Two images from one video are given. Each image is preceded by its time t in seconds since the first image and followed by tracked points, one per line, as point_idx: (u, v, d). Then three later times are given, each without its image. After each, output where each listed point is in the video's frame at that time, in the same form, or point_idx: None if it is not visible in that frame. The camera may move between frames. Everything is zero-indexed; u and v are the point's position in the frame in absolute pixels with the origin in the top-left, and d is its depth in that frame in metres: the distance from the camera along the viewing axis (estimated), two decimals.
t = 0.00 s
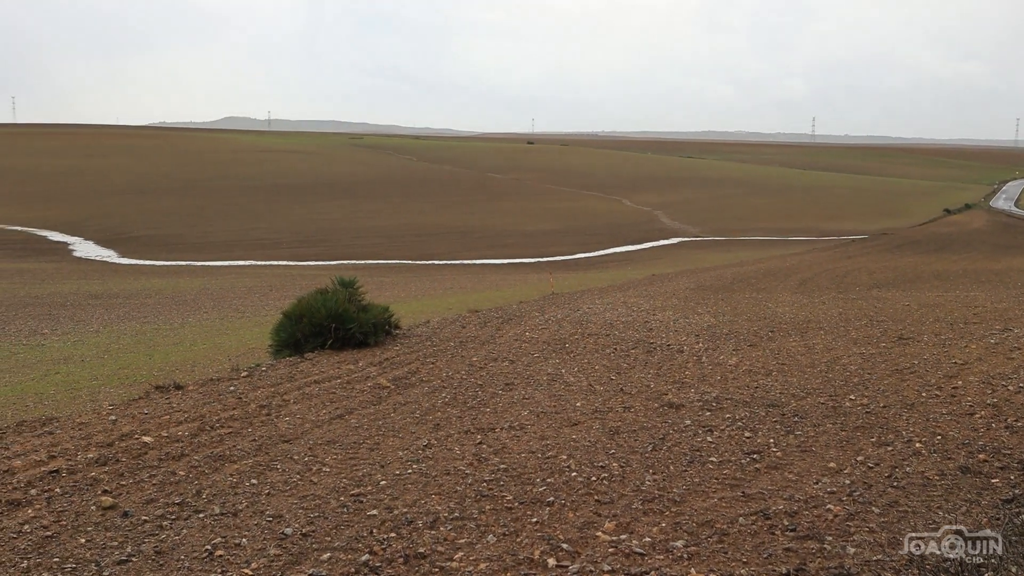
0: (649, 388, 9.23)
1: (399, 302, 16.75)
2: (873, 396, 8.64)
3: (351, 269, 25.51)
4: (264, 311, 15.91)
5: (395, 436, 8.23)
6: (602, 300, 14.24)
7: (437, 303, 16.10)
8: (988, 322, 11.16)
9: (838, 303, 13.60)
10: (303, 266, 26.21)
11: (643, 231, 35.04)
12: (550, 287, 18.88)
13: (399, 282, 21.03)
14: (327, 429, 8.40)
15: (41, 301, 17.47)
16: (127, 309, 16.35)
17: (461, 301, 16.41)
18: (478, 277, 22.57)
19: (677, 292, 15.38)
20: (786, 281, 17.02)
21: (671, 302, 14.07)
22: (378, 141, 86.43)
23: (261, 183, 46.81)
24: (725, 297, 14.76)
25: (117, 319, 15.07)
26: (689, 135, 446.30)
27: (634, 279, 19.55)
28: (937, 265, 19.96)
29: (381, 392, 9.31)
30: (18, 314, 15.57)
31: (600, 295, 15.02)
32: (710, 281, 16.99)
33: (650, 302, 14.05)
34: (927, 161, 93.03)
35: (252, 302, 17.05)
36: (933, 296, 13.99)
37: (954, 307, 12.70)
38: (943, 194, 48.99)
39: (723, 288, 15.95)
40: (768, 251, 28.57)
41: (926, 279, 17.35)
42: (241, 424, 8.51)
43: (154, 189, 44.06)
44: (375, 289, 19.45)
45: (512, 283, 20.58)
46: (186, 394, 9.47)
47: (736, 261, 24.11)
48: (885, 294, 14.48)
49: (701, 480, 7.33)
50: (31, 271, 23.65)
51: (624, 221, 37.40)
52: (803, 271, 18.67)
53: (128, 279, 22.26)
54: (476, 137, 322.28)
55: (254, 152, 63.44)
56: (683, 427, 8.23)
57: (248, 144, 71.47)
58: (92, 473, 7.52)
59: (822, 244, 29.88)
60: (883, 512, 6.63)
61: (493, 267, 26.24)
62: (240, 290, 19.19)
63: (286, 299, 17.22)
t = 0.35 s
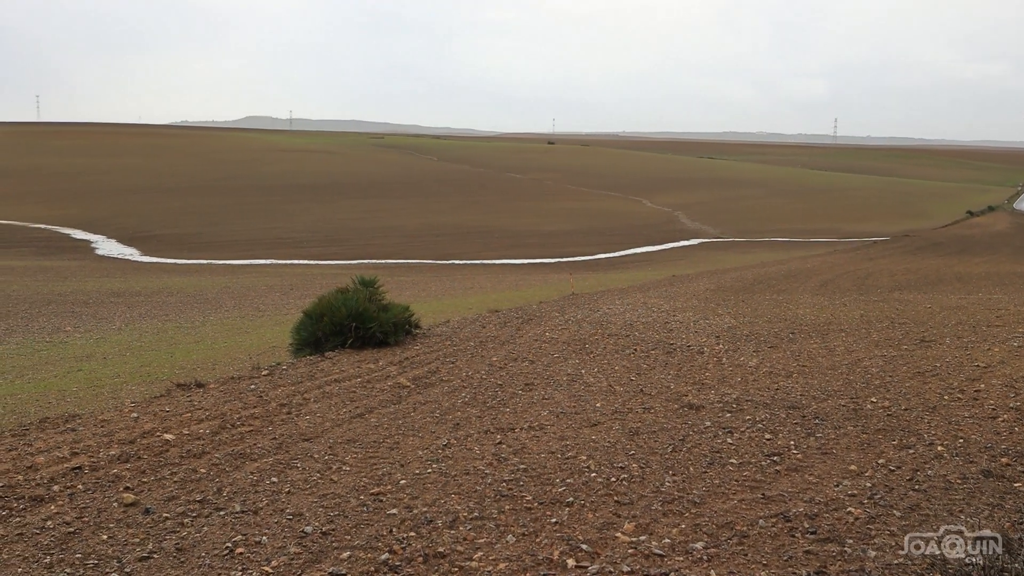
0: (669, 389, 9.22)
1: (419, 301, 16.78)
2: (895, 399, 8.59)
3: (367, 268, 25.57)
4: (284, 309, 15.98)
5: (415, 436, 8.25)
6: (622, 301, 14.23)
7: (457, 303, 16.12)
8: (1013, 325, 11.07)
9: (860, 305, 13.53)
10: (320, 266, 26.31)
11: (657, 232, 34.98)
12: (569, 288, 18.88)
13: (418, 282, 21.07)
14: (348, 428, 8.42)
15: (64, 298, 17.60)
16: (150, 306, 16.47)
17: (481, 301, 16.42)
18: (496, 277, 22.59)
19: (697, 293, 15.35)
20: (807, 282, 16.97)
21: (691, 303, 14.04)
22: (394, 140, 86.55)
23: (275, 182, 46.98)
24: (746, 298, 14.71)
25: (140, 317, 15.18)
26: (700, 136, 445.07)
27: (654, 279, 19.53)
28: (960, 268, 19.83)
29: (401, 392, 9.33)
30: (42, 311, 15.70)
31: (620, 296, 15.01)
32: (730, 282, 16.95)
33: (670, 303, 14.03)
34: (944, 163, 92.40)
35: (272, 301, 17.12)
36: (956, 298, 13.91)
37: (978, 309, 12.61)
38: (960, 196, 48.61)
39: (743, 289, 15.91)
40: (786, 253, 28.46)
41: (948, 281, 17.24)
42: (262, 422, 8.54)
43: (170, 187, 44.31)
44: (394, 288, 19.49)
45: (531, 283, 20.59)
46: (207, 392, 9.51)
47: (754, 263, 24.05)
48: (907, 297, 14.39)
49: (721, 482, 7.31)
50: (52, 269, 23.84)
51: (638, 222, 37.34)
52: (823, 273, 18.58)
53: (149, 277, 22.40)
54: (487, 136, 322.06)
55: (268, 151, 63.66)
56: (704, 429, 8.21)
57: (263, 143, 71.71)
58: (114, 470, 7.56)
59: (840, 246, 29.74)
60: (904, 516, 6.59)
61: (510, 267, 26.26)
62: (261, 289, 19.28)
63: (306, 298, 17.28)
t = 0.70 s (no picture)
0: (685, 390, 9.22)
1: (436, 301, 16.79)
2: (912, 401, 8.56)
3: (380, 267, 25.61)
4: (300, 308, 16.03)
5: (431, 435, 8.26)
6: (638, 301, 14.20)
7: (474, 302, 16.13)
8: None
9: (877, 307, 13.48)
10: (335, 265, 26.37)
11: (669, 232, 34.90)
12: (585, 288, 18.84)
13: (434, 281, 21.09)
14: (364, 426, 8.45)
15: (83, 296, 17.71)
16: (168, 304, 16.56)
17: (497, 300, 16.42)
18: (511, 277, 22.59)
19: (714, 293, 15.32)
20: (825, 283, 16.88)
21: (708, 304, 14.02)
22: (407, 140, 86.61)
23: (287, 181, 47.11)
24: (763, 299, 14.67)
25: (158, 315, 15.26)
26: (711, 135, 443.53)
27: (670, 280, 19.46)
28: (978, 269, 19.70)
29: (417, 390, 9.35)
30: (62, 309, 15.81)
31: (637, 296, 14.98)
32: (746, 283, 16.90)
33: (687, 303, 14.00)
34: (959, 164, 91.77)
35: (288, 300, 17.17)
36: (975, 300, 13.82)
37: (999, 311, 12.52)
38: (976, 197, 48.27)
39: (760, 290, 15.87)
40: (801, 254, 28.33)
41: (968, 283, 17.12)
42: (279, 420, 8.57)
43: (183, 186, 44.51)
44: (408, 288, 19.52)
45: (547, 283, 20.56)
46: (223, 390, 9.55)
47: (769, 264, 23.95)
48: (926, 298, 14.31)
49: (737, 483, 7.29)
50: (69, 266, 24.01)
51: (650, 222, 37.28)
52: (839, 274, 18.51)
53: (165, 275, 22.51)
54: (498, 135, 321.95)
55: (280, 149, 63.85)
56: (720, 430, 8.20)
57: (276, 142, 71.91)
58: (132, 467, 7.60)
59: (856, 247, 29.58)
60: (922, 518, 6.56)
61: (525, 267, 26.24)
62: (276, 288, 19.35)
63: (322, 297, 17.32)
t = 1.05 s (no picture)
0: (704, 391, 9.19)
1: (454, 300, 16.82)
2: (934, 404, 8.49)
3: (398, 267, 25.68)
4: (319, 308, 16.09)
5: (449, 435, 8.28)
6: (656, 302, 14.16)
7: (492, 302, 16.15)
8: None
9: (899, 308, 13.39)
10: (353, 264, 26.47)
11: (686, 232, 34.79)
12: (604, 288, 18.80)
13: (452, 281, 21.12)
14: (383, 426, 8.48)
15: (105, 294, 17.86)
16: (188, 303, 16.67)
17: (515, 300, 16.43)
18: (528, 277, 22.59)
19: (733, 294, 15.26)
20: (846, 285, 16.78)
21: (727, 304, 13.97)
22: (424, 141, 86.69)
23: (304, 181, 47.33)
24: (782, 300, 14.61)
25: (179, 313, 15.37)
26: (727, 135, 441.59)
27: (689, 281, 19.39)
28: (1001, 271, 19.50)
29: (436, 390, 9.36)
30: (85, 307, 15.95)
31: (655, 297, 14.94)
32: (766, 284, 16.82)
33: (706, 304, 13.96)
34: (979, 164, 90.95)
35: (308, 299, 17.25)
36: (998, 302, 13.69)
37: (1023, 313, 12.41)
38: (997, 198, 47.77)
39: (779, 291, 15.80)
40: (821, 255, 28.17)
41: (990, 284, 16.96)
42: (298, 419, 8.61)
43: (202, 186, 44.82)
44: (426, 287, 19.56)
45: (566, 283, 20.53)
46: (244, 388, 9.61)
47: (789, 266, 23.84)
48: (947, 300, 14.20)
49: (757, 484, 7.25)
50: (92, 265, 24.23)
51: (667, 222, 37.19)
52: (859, 275, 18.39)
53: (186, 274, 22.65)
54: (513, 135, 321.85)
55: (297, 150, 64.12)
56: (739, 431, 8.16)
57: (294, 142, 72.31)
58: (153, 465, 7.67)
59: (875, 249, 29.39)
60: (945, 521, 6.50)
61: (542, 267, 26.24)
62: (295, 287, 19.44)
63: (341, 297, 17.38)
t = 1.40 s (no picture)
0: (725, 392, 9.16)
1: (474, 300, 16.84)
2: (958, 406, 8.43)
3: (415, 267, 25.73)
4: (340, 307, 16.15)
5: (470, 435, 8.29)
6: (676, 303, 14.13)
7: (513, 303, 16.16)
8: None
9: (922, 309, 13.28)
10: (372, 264, 26.56)
11: (704, 233, 34.66)
12: (623, 288, 18.77)
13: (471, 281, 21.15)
14: (403, 425, 8.50)
15: (127, 293, 18.00)
16: (210, 303, 16.76)
17: (535, 301, 16.43)
18: (547, 277, 22.59)
19: (755, 295, 15.20)
20: (868, 286, 16.68)
21: (748, 305, 13.92)
22: (438, 142, 86.37)
23: (321, 180, 47.50)
24: (804, 301, 14.54)
25: (200, 313, 15.46)
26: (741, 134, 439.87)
27: (709, 281, 19.33)
28: None
29: (456, 390, 9.38)
30: (107, 306, 16.08)
31: (676, 297, 14.90)
32: (787, 284, 16.74)
33: (726, 304, 13.91)
34: (999, 164, 90.11)
35: (328, 299, 17.33)
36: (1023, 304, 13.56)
37: None
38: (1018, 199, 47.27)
39: (800, 292, 15.72)
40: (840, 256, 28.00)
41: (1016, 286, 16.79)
42: (319, 418, 8.65)
43: (219, 185, 45.08)
44: (445, 287, 19.59)
45: (585, 284, 20.49)
46: (265, 387, 9.66)
47: (808, 266, 23.72)
48: (971, 302, 14.08)
49: (778, 486, 7.23)
50: (113, 265, 24.41)
51: (684, 223, 37.09)
52: (881, 276, 18.26)
53: (206, 273, 22.78)
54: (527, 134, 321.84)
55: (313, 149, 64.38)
56: (760, 432, 8.14)
57: (310, 141, 72.60)
58: (176, 463, 7.72)
59: (895, 250, 29.20)
60: (968, 525, 6.45)
61: (560, 267, 26.23)
62: (315, 286, 19.52)
63: (362, 296, 17.44)
